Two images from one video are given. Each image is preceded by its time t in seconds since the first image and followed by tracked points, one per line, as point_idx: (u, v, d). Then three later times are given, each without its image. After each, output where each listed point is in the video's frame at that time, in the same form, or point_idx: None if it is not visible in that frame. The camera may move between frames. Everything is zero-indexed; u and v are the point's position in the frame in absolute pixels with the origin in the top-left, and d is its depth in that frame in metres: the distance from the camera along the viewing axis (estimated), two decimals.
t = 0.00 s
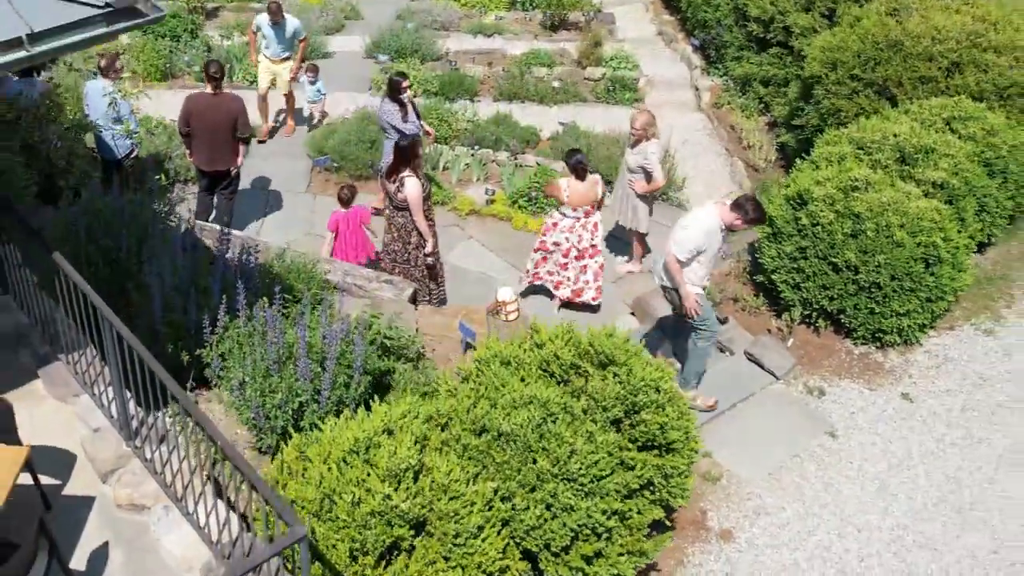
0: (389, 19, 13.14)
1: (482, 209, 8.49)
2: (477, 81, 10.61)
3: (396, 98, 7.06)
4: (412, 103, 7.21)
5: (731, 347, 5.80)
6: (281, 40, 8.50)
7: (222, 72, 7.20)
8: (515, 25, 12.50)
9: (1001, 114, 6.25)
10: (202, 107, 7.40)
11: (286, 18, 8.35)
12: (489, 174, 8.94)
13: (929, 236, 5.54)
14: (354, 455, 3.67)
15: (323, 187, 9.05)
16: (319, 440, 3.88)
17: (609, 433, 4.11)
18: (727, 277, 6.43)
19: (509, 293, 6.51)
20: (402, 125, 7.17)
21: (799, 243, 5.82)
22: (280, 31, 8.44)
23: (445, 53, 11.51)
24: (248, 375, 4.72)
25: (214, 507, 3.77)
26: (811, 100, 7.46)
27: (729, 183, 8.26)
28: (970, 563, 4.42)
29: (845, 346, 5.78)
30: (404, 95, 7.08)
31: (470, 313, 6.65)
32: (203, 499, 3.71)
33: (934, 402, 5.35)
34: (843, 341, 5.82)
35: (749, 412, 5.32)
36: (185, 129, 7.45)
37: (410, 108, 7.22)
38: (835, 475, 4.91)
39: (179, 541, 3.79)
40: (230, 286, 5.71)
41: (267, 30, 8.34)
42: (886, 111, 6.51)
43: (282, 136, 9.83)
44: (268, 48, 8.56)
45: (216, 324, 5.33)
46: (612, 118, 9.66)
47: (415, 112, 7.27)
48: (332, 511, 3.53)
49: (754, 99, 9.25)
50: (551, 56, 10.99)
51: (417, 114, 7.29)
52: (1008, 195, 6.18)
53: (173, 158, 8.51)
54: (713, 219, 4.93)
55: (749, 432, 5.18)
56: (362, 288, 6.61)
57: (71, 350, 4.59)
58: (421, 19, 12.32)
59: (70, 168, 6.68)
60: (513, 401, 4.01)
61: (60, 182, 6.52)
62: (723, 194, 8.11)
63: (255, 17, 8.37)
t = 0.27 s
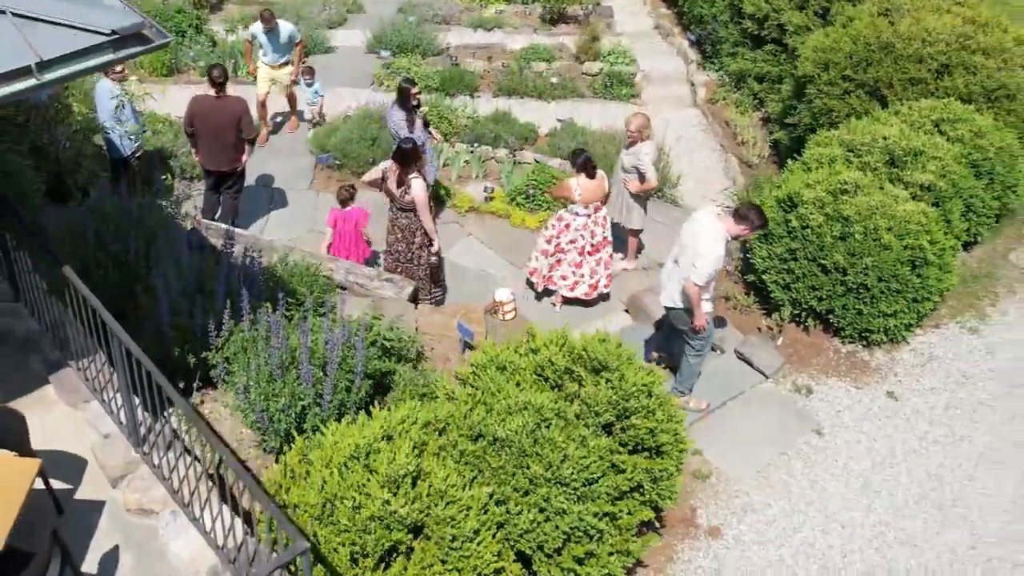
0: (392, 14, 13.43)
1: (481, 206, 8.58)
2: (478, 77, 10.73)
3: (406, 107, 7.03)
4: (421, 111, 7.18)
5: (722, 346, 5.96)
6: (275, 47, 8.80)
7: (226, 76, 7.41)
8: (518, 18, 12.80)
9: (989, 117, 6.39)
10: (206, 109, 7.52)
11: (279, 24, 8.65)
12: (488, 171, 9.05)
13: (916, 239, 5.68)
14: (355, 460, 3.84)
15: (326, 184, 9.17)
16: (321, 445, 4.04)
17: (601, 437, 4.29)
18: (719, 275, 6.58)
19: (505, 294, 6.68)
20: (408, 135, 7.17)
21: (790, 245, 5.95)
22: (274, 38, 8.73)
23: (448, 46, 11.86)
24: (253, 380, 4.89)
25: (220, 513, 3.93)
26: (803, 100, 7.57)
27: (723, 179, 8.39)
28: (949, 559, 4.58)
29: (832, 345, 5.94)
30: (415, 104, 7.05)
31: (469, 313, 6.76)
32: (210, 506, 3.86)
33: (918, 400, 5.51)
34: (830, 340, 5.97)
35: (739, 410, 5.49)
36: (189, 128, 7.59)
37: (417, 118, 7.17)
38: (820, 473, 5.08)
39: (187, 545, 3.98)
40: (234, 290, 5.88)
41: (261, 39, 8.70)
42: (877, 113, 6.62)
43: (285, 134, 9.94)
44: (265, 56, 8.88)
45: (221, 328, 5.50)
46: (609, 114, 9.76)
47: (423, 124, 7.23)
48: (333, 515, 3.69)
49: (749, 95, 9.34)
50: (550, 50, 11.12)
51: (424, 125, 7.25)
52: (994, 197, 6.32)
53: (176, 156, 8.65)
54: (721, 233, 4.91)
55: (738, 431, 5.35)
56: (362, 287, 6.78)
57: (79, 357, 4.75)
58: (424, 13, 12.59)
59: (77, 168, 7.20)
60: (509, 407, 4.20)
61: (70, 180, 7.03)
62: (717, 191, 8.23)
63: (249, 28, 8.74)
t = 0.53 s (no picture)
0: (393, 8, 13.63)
1: (480, 202, 8.60)
2: (477, 71, 10.83)
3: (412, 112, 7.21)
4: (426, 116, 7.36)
5: (713, 343, 6.10)
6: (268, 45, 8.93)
7: (229, 78, 7.59)
8: (518, 11, 12.91)
9: (976, 117, 6.53)
10: (210, 110, 7.65)
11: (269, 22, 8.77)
12: (488, 166, 9.13)
13: (903, 240, 5.80)
14: (356, 464, 4.01)
15: (328, 180, 9.29)
16: (322, 448, 4.20)
17: (592, 439, 4.47)
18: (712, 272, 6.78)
19: (503, 292, 6.81)
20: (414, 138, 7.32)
21: (779, 245, 6.07)
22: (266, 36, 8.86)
23: (448, 40, 12.02)
24: (257, 382, 5.03)
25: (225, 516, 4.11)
26: (795, 98, 7.68)
27: (717, 174, 8.51)
28: (930, 553, 4.74)
29: (820, 342, 6.09)
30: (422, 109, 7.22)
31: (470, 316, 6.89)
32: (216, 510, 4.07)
33: (903, 397, 5.66)
34: (819, 337, 6.12)
35: (729, 407, 5.65)
36: (194, 129, 7.73)
37: (423, 122, 7.33)
38: (807, 469, 5.25)
39: (193, 547, 4.15)
40: (237, 293, 6.06)
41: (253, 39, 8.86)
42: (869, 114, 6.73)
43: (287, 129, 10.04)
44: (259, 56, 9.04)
45: (225, 331, 5.67)
46: (606, 110, 9.81)
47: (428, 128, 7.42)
48: (333, 517, 3.83)
49: (744, 90, 9.42)
50: (548, 44, 11.20)
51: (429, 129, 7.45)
52: (981, 196, 6.46)
53: (179, 154, 8.78)
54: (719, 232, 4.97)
55: (727, 428, 5.51)
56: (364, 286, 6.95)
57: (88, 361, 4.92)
58: (425, 6, 12.81)
59: (84, 167, 7.42)
60: (504, 411, 4.38)
61: (77, 180, 7.28)
62: (712, 187, 8.33)
63: (241, 29, 8.92)
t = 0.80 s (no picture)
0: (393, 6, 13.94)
1: (479, 199, 8.67)
2: (477, 67, 10.93)
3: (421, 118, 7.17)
4: (436, 120, 7.33)
5: (705, 341, 6.25)
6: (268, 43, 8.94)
7: (232, 80, 7.70)
8: (517, 5, 13.02)
9: (965, 119, 6.71)
10: (213, 111, 7.80)
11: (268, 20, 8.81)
12: (486, 163, 9.18)
13: (890, 241, 5.94)
14: (356, 467, 4.18)
15: (330, 177, 9.42)
16: (324, 450, 4.38)
17: (585, 441, 4.65)
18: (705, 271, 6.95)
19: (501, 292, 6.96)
20: (423, 142, 7.33)
21: (770, 245, 6.20)
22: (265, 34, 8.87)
23: (449, 36, 12.11)
24: (260, 386, 5.19)
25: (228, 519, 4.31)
26: (789, 94, 7.85)
27: (712, 170, 8.61)
28: (912, 549, 4.90)
29: (810, 340, 6.23)
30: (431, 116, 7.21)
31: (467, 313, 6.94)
32: (220, 513, 4.26)
33: (889, 395, 5.81)
34: (808, 336, 6.26)
35: (719, 405, 5.81)
36: (197, 130, 7.88)
37: (433, 126, 7.32)
38: (794, 466, 5.41)
39: (199, 548, 4.31)
40: (242, 297, 6.21)
41: (255, 37, 8.86)
42: (859, 110, 6.99)
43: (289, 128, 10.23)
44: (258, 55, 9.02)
45: (230, 334, 5.83)
46: (604, 106, 9.89)
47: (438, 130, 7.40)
48: (334, 518, 3.99)
49: (739, 86, 9.46)
50: (547, 39, 11.31)
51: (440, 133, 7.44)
52: (969, 196, 6.59)
53: (182, 152, 8.89)
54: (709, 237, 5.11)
55: (717, 425, 5.68)
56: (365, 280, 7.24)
57: (96, 365, 5.08)
58: None
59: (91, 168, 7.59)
60: (499, 415, 4.55)
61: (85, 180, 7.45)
62: (706, 184, 8.44)
63: (241, 28, 8.91)
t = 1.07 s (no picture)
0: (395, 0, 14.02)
1: (477, 195, 8.75)
2: (477, 62, 11.02)
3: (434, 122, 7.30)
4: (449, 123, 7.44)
5: (697, 338, 6.40)
6: (275, 42, 9.06)
7: (236, 81, 7.83)
8: None
9: (955, 119, 6.87)
10: (217, 112, 7.90)
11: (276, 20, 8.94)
12: (486, 159, 9.26)
13: (879, 241, 6.07)
14: (357, 467, 4.36)
15: (332, 173, 9.55)
16: (327, 449, 4.56)
17: (579, 440, 4.82)
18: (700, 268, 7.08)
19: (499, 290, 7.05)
20: (436, 146, 7.46)
21: (762, 245, 6.32)
22: (274, 33, 9.00)
23: (450, 31, 12.19)
24: (265, 387, 5.36)
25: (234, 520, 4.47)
26: (783, 91, 7.98)
27: (707, 165, 8.71)
28: (895, 542, 5.06)
29: (800, 337, 6.37)
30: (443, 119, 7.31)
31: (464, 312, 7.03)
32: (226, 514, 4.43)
33: (876, 391, 5.96)
34: (799, 332, 6.41)
35: (710, 401, 5.97)
36: (201, 130, 7.99)
37: (446, 130, 7.45)
38: (782, 460, 5.58)
39: (206, 546, 4.50)
40: (247, 298, 6.36)
41: (262, 37, 8.97)
42: (851, 109, 7.16)
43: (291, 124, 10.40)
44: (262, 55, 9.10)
45: (234, 335, 6.00)
46: (602, 102, 9.96)
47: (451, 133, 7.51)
48: (336, 517, 4.18)
49: (734, 82, 9.56)
50: (546, 34, 11.39)
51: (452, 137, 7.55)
52: (956, 195, 6.73)
53: (187, 150, 9.04)
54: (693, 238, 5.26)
55: (709, 420, 5.84)
56: (367, 277, 7.40)
57: (105, 367, 5.26)
58: None
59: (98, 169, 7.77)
60: (496, 416, 4.74)
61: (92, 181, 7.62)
62: (702, 179, 8.55)
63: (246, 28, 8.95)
